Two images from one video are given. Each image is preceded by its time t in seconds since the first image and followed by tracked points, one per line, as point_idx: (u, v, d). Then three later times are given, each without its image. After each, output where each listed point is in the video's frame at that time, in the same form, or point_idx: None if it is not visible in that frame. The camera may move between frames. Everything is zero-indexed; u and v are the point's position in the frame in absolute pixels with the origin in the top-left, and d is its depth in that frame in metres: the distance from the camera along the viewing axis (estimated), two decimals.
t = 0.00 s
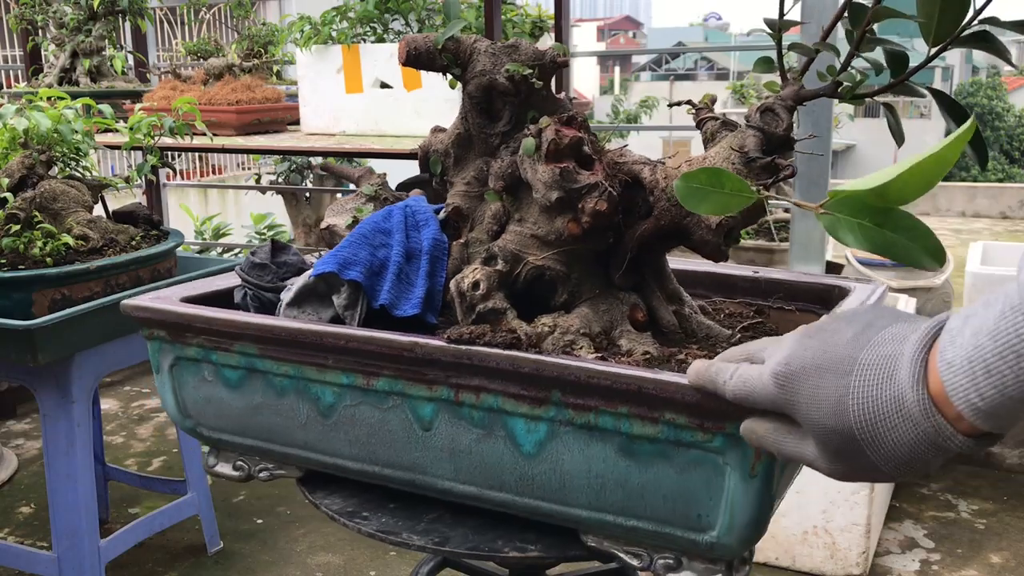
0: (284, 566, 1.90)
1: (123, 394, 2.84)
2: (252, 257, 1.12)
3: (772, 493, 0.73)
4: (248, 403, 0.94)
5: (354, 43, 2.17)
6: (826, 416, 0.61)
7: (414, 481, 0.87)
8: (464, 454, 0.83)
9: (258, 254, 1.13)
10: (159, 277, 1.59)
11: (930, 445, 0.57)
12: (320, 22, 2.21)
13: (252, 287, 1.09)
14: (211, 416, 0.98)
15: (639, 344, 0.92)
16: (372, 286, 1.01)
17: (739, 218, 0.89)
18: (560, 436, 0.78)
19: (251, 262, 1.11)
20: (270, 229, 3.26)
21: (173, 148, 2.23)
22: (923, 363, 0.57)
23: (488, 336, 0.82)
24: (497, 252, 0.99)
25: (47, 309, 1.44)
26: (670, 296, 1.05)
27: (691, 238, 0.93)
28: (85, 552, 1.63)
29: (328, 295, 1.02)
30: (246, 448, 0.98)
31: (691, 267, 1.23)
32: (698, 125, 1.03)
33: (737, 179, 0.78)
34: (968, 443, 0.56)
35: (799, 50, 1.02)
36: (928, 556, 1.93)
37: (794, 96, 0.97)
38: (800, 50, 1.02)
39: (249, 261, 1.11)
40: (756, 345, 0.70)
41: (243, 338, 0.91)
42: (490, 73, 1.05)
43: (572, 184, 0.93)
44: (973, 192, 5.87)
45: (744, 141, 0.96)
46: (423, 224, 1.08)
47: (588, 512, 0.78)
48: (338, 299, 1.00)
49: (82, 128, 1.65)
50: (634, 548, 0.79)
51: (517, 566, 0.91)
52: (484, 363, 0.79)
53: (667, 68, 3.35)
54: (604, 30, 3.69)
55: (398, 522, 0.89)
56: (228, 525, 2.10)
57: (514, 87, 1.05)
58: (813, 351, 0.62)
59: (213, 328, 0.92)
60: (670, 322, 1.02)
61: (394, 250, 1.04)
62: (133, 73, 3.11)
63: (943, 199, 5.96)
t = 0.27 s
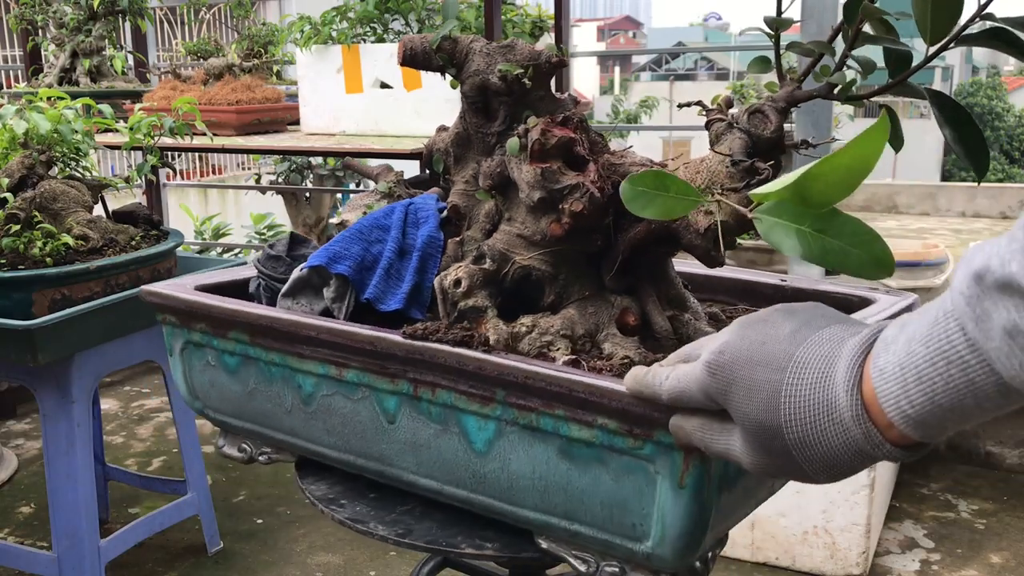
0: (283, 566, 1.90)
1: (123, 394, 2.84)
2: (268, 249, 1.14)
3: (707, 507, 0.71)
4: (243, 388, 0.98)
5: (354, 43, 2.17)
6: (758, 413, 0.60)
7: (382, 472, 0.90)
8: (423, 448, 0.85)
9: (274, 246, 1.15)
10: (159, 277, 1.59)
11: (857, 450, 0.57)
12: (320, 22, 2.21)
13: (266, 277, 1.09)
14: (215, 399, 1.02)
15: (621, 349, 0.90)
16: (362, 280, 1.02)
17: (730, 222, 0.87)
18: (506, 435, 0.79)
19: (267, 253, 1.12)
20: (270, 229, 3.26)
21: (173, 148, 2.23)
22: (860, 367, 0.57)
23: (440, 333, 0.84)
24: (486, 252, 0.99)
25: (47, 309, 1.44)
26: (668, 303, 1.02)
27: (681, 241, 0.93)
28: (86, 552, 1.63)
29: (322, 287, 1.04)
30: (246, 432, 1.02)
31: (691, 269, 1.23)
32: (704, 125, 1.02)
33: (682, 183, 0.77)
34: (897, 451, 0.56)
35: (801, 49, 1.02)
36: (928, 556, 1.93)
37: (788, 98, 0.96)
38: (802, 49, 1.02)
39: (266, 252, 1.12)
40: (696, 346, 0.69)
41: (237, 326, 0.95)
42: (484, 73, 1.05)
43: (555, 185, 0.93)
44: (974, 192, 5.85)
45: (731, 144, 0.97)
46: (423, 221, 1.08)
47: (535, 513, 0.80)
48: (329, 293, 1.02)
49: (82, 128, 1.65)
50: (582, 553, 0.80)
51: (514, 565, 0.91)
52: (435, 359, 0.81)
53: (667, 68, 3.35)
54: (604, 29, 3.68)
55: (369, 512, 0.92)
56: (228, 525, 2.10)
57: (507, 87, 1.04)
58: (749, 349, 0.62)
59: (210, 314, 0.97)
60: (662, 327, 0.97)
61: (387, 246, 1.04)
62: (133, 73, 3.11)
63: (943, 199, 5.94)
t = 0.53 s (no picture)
0: (284, 566, 1.90)
1: (123, 394, 2.84)
2: (276, 247, 1.14)
3: (681, 511, 0.71)
4: (243, 383, 0.99)
5: (354, 43, 2.17)
6: (729, 419, 0.61)
7: (373, 468, 0.90)
8: (410, 447, 0.86)
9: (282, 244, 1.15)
10: (159, 277, 1.59)
11: (825, 457, 0.59)
12: (320, 22, 2.20)
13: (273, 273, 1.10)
14: (218, 393, 1.03)
15: (614, 351, 0.90)
16: (359, 278, 1.03)
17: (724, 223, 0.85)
18: (488, 435, 0.80)
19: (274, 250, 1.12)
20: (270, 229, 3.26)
21: (173, 148, 2.23)
22: (829, 375, 0.58)
23: (426, 331, 0.83)
24: (483, 251, 0.99)
25: (47, 309, 1.44)
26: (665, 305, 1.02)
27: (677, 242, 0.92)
28: (86, 552, 1.63)
29: (321, 284, 1.04)
30: (248, 426, 1.02)
31: (693, 270, 1.23)
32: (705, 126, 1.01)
33: (661, 184, 0.77)
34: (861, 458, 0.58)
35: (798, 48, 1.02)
36: (928, 556, 1.93)
37: (782, 98, 0.97)
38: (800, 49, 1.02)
39: (273, 249, 1.12)
40: (664, 349, 0.70)
41: (238, 321, 0.96)
42: (482, 72, 1.06)
43: (548, 185, 0.93)
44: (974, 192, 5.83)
45: (725, 145, 0.97)
46: (425, 220, 1.08)
47: (516, 512, 0.80)
48: (326, 292, 1.02)
49: (82, 128, 1.65)
50: (564, 554, 0.80)
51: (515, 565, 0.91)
52: (419, 358, 0.81)
53: (667, 68, 3.35)
54: (603, 29, 3.68)
55: (360, 508, 0.93)
56: (228, 525, 2.10)
57: (504, 87, 1.04)
58: (721, 355, 0.63)
59: (211, 309, 0.97)
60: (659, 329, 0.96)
61: (386, 244, 1.05)
62: (133, 73, 3.11)
63: (943, 199, 5.91)
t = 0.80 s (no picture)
0: (284, 566, 1.90)
1: (123, 395, 2.84)
2: (268, 249, 1.14)
3: (710, 507, 0.71)
4: (243, 389, 0.99)
5: (354, 43, 2.17)
6: (747, 383, 0.60)
7: (383, 472, 0.90)
8: (424, 449, 0.85)
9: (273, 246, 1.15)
10: (159, 277, 1.59)
11: (846, 412, 0.58)
12: (320, 21, 2.21)
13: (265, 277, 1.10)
14: (215, 400, 1.02)
15: (622, 348, 0.91)
16: (363, 280, 1.03)
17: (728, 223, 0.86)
18: (508, 435, 0.79)
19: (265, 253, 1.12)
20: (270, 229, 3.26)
21: (173, 148, 2.23)
22: (844, 332, 0.57)
23: (441, 333, 0.84)
24: (486, 251, 0.99)
25: (47, 309, 1.44)
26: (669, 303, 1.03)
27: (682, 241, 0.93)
28: (86, 552, 1.63)
29: (322, 287, 1.04)
30: (245, 433, 1.02)
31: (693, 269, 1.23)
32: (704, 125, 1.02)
33: (686, 183, 0.77)
34: (883, 410, 0.57)
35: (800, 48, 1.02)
36: (928, 556, 1.93)
37: (787, 97, 0.95)
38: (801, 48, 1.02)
39: (264, 253, 1.12)
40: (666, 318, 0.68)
41: (238, 326, 0.96)
42: (483, 73, 1.05)
43: (555, 185, 0.93)
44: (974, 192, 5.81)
45: (730, 144, 0.97)
46: (423, 221, 1.08)
47: (536, 512, 0.80)
48: (330, 293, 1.02)
49: (82, 128, 1.65)
50: (584, 552, 0.79)
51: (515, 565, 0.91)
52: (436, 360, 0.81)
53: (667, 68, 3.35)
54: (603, 30, 3.67)
55: (370, 513, 0.92)
56: (228, 525, 2.10)
57: (506, 87, 1.04)
58: (732, 318, 0.62)
59: (210, 315, 0.97)
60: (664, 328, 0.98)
61: (387, 246, 1.05)
62: (133, 73, 3.11)
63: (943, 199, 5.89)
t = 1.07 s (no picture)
0: (284, 566, 1.90)
1: (123, 395, 2.84)
2: (258, 254, 1.12)
3: (741, 500, 0.71)
4: (244, 398, 0.94)
5: (354, 43, 2.17)
6: (580, 343, 0.67)
7: (397, 478, 0.86)
8: (441, 453, 0.82)
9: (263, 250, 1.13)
10: (159, 277, 1.59)
11: (667, 362, 0.63)
12: (320, 22, 2.22)
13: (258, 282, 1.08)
14: (212, 410, 0.98)
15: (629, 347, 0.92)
16: (366, 284, 1.01)
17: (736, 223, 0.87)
18: (534, 437, 0.77)
19: (258, 258, 1.11)
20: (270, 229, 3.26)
21: (173, 148, 2.23)
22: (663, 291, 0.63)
23: (461, 338, 0.82)
24: (491, 252, 0.97)
25: (47, 309, 1.44)
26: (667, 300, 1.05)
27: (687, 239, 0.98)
28: (86, 553, 1.63)
29: (323, 292, 1.01)
30: (245, 442, 0.97)
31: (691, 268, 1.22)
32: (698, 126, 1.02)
33: (708, 181, 0.78)
34: (699, 358, 0.63)
35: (797, 48, 1.03)
36: (928, 556, 1.93)
37: (789, 96, 0.98)
38: (798, 48, 1.03)
39: (257, 258, 1.10)
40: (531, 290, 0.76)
41: (238, 333, 0.91)
42: (485, 73, 1.06)
43: (562, 185, 0.93)
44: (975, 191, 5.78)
45: (737, 141, 0.96)
46: (422, 223, 1.09)
47: (561, 513, 0.77)
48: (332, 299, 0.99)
49: (82, 128, 1.65)
50: (609, 550, 0.77)
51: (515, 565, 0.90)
52: (458, 363, 0.77)
53: (667, 68, 3.35)
54: (603, 30, 3.68)
55: (383, 518, 0.89)
56: (228, 525, 2.09)
57: (508, 87, 1.05)
58: (575, 291, 0.69)
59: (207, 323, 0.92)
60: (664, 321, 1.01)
61: (388, 249, 1.04)
62: (133, 73, 3.11)
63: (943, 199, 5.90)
